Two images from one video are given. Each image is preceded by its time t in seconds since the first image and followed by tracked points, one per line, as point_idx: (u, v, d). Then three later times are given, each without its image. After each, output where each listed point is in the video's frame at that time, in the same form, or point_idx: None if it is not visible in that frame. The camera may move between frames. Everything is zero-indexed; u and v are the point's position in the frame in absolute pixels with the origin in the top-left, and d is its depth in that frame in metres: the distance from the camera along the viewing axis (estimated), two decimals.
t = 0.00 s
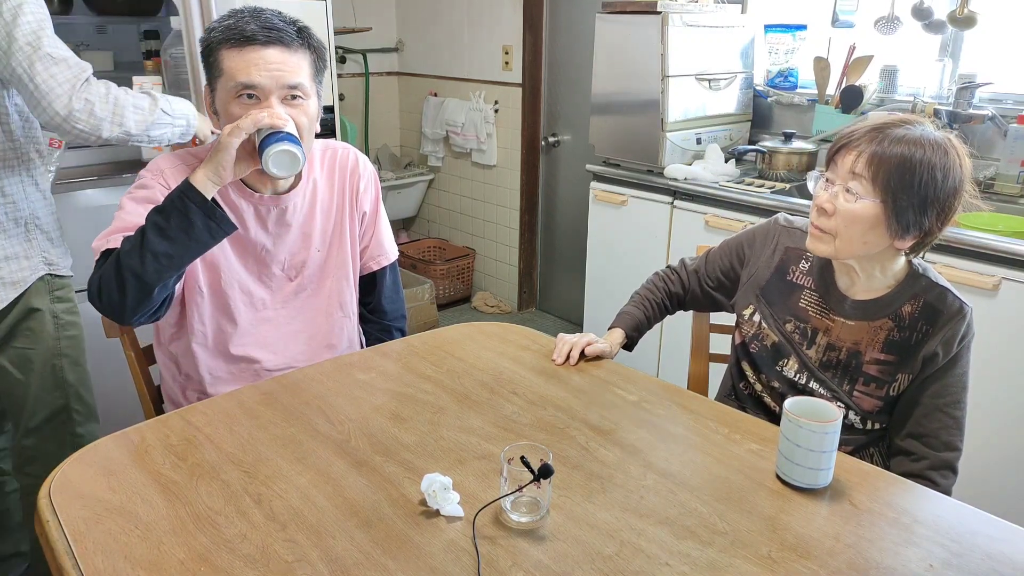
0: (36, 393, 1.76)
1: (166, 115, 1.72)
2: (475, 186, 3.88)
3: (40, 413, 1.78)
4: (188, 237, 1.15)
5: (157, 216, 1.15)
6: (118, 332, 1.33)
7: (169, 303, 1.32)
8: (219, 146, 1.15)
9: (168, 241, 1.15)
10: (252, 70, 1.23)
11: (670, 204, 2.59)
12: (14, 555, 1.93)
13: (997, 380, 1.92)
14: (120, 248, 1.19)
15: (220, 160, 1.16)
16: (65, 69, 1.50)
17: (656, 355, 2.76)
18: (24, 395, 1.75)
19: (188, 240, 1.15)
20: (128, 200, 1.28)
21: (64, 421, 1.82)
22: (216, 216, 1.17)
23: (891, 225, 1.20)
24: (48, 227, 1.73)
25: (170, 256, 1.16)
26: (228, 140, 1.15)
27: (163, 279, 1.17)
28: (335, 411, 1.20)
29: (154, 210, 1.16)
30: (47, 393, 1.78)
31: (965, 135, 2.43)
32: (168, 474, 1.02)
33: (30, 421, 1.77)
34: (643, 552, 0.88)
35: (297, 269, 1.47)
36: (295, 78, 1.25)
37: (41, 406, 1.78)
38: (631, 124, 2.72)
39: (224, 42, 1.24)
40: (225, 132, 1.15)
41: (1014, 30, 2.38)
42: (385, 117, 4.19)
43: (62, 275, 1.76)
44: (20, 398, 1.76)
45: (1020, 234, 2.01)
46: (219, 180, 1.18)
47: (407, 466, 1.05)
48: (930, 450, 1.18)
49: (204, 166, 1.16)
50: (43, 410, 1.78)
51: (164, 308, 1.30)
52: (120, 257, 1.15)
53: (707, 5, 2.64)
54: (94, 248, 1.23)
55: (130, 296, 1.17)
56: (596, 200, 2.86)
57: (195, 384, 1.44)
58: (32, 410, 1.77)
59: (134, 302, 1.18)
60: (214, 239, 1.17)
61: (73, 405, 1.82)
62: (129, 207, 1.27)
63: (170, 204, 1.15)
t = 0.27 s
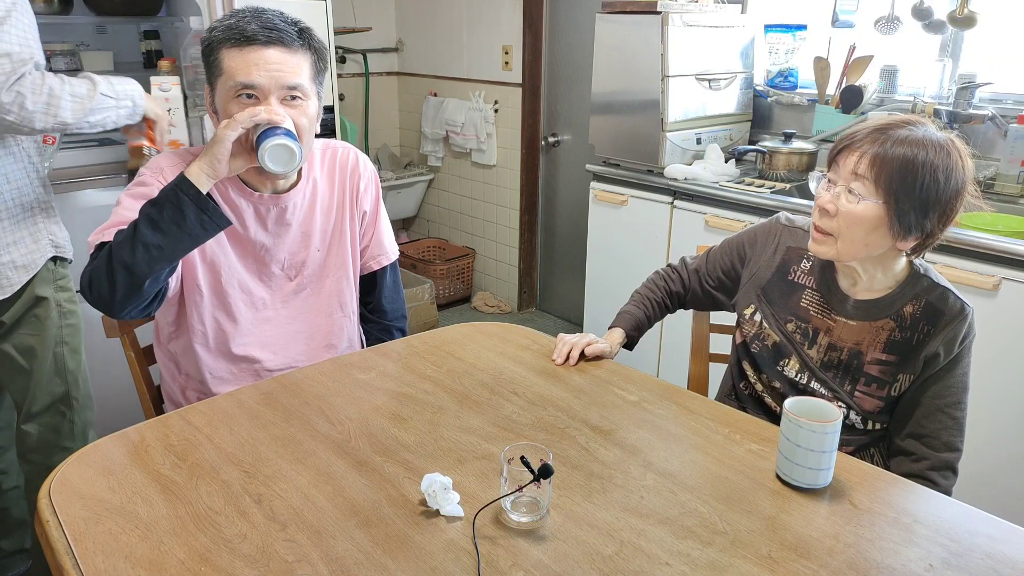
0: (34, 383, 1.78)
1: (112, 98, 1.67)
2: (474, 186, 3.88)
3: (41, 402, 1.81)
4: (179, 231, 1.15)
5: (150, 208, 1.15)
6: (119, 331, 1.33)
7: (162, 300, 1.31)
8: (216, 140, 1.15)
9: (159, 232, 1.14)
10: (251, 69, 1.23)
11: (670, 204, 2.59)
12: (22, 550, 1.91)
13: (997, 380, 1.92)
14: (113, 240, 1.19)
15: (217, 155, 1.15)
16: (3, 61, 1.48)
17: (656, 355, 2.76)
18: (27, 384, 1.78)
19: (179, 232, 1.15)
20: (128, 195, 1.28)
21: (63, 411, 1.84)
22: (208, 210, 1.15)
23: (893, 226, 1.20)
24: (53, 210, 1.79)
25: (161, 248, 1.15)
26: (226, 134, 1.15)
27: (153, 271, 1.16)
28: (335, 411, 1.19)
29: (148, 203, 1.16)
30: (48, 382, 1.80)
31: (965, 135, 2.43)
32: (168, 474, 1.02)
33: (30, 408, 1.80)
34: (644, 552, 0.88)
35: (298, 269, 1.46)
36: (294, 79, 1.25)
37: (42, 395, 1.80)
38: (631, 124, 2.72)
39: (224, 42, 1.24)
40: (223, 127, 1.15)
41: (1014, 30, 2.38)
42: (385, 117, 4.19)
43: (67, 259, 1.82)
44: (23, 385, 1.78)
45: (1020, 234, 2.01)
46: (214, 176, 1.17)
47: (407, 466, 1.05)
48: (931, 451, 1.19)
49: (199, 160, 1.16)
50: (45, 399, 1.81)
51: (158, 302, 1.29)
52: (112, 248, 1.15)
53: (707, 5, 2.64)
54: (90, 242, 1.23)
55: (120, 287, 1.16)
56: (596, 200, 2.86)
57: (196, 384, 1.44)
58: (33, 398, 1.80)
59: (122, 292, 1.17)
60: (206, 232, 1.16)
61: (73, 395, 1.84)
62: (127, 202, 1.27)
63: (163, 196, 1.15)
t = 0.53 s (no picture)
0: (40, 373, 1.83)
1: (103, 72, 1.85)
2: (475, 186, 3.88)
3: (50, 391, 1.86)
4: (170, 221, 1.14)
5: (141, 198, 1.15)
6: (119, 331, 1.34)
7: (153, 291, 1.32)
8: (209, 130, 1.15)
9: (149, 223, 1.14)
10: (248, 66, 1.23)
11: (670, 204, 2.59)
12: (18, 549, 1.90)
13: (998, 380, 1.92)
14: (103, 232, 1.19)
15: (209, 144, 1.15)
16: None
17: (656, 355, 2.76)
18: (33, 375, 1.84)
19: (170, 224, 1.15)
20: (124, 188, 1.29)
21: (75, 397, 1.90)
22: (199, 200, 1.15)
23: (897, 226, 1.20)
24: (37, 211, 1.79)
25: (151, 239, 1.15)
26: (218, 123, 1.15)
27: (143, 261, 1.16)
28: (335, 411, 1.19)
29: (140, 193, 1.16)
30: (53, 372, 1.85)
31: (965, 135, 2.43)
32: (168, 474, 1.02)
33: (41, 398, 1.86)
34: (644, 552, 0.88)
35: (299, 269, 1.46)
36: (291, 75, 1.25)
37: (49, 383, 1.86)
38: (631, 125, 2.72)
39: (222, 39, 1.24)
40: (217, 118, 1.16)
41: (1014, 30, 2.38)
42: (385, 117, 4.19)
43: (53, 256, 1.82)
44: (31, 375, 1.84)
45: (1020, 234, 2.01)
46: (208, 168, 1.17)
47: (407, 466, 1.05)
48: (932, 452, 1.19)
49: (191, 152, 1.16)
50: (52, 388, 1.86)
51: (148, 294, 1.30)
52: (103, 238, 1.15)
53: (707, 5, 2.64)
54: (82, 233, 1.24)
55: (109, 276, 1.16)
56: (596, 200, 2.86)
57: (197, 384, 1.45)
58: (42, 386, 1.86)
59: (111, 282, 1.17)
60: (197, 223, 1.16)
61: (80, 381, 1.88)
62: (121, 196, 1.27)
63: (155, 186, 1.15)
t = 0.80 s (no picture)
0: (46, 366, 1.90)
1: (123, 51, 2.04)
2: (475, 186, 3.88)
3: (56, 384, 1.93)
4: (166, 216, 1.14)
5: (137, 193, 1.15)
6: (119, 332, 1.33)
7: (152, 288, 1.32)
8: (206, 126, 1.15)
9: (145, 218, 1.14)
10: (246, 64, 1.23)
11: (670, 204, 2.59)
12: (17, 549, 1.89)
13: (998, 380, 1.92)
14: (99, 228, 1.19)
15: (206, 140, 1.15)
16: None
17: (656, 355, 2.76)
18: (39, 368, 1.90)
19: (166, 220, 1.14)
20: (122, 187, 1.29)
21: (80, 390, 1.97)
22: (196, 196, 1.15)
23: (897, 226, 1.20)
24: (35, 206, 1.82)
25: (147, 234, 1.14)
26: (216, 120, 1.15)
27: (139, 256, 1.16)
28: (335, 411, 1.19)
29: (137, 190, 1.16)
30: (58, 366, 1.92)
31: (965, 135, 2.43)
32: (168, 474, 1.02)
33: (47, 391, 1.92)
34: (644, 552, 0.88)
35: (299, 269, 1.46)
36: (290, 74, 1.25)
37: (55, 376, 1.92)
38: (631, 125, 2.72)
39: (220, 37, 1.24)
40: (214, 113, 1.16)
41: (1014, 30, 2.38)
42: (385, 117, 4.19)
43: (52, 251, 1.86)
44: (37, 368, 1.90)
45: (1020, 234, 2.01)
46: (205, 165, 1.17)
47: (407, 466, 1.05)
48: (932, 453, 1.19)
49: (188, 148, 1.16)
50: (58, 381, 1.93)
51: (145, 292, 1.30)
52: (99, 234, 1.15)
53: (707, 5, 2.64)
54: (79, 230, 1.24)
55: (104, 272, 1.16)
56: (596, 200, 2.86)
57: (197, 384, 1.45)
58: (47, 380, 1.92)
59: (106, 277, 1.17)
60: (193, 218, 1.16)
61: (86, 374, 1.96)
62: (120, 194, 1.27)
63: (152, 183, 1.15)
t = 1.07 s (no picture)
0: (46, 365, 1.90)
1: (138, 67, 2.09)
2: (474, 186, 3.88)
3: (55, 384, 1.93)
4: (168, 215, 1.14)
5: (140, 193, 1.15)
6: (119, 331, 1.33)
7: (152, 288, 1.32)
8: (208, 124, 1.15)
9: (147, 217, 1.14)
10: (248, 64, 1.23)
11: (670, 204, 2.59)
12: (17, 549, 1.89)
13: (999, 380, 1.91)
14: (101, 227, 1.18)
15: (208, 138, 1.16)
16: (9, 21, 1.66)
17: (656, 355, 2.76)
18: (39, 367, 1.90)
19: (168, 219, 1.14)
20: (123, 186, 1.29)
21: (78, 391, 1.97)
22: (198, 195, 1.15)
23: (897, 226, 1.20)
24: (48, 203, 1.84)
25: (149, 233, 1.14)
26: (218, 118, 1.15)
27: (140, 256, 1.15)
28: (335, 411, 1.19)
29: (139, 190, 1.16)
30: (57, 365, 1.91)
31: (965, 135, 2.43)
32: (167, 474, 1.02)
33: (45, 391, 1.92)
34: (644, 552, 0.88)
35: (299, 269, 1.46)
36: (292, 74, 1.25)
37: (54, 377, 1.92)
38: (631, 125, 2.72)
39: (222, 38, 1.24)
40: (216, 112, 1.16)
41: (1014, 30, 2.38)
42: (385, 117, 4.19)
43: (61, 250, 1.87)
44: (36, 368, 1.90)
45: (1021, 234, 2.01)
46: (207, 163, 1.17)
47: (407, 466, 1.05)
48: (932, 453, 1.19)
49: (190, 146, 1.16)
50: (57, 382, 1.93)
51: (146, 291, 1.30)
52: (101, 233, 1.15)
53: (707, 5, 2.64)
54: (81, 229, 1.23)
55: (107, 271, 1.16)
56: (596, 200, 2.86)
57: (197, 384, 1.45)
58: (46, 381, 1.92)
59: (109, 276, 1.17)
60: (195, 218, 1.16)
61: (85, 376, 1.96)
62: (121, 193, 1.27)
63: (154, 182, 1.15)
